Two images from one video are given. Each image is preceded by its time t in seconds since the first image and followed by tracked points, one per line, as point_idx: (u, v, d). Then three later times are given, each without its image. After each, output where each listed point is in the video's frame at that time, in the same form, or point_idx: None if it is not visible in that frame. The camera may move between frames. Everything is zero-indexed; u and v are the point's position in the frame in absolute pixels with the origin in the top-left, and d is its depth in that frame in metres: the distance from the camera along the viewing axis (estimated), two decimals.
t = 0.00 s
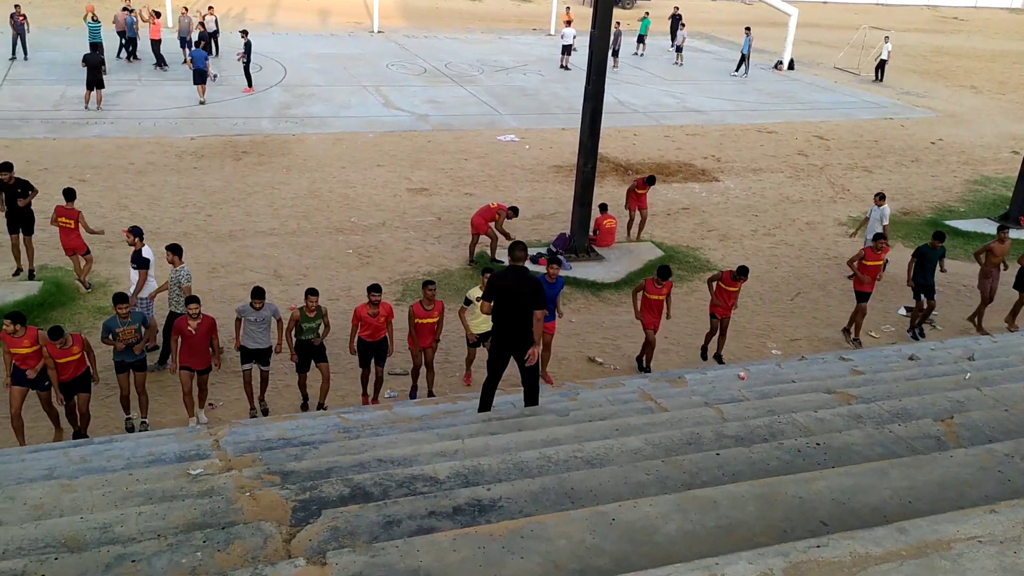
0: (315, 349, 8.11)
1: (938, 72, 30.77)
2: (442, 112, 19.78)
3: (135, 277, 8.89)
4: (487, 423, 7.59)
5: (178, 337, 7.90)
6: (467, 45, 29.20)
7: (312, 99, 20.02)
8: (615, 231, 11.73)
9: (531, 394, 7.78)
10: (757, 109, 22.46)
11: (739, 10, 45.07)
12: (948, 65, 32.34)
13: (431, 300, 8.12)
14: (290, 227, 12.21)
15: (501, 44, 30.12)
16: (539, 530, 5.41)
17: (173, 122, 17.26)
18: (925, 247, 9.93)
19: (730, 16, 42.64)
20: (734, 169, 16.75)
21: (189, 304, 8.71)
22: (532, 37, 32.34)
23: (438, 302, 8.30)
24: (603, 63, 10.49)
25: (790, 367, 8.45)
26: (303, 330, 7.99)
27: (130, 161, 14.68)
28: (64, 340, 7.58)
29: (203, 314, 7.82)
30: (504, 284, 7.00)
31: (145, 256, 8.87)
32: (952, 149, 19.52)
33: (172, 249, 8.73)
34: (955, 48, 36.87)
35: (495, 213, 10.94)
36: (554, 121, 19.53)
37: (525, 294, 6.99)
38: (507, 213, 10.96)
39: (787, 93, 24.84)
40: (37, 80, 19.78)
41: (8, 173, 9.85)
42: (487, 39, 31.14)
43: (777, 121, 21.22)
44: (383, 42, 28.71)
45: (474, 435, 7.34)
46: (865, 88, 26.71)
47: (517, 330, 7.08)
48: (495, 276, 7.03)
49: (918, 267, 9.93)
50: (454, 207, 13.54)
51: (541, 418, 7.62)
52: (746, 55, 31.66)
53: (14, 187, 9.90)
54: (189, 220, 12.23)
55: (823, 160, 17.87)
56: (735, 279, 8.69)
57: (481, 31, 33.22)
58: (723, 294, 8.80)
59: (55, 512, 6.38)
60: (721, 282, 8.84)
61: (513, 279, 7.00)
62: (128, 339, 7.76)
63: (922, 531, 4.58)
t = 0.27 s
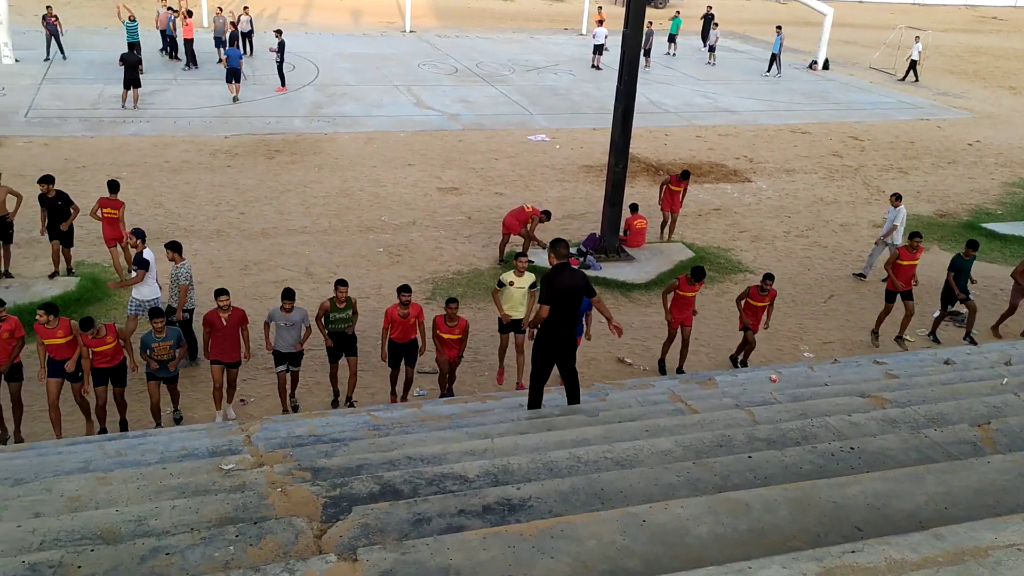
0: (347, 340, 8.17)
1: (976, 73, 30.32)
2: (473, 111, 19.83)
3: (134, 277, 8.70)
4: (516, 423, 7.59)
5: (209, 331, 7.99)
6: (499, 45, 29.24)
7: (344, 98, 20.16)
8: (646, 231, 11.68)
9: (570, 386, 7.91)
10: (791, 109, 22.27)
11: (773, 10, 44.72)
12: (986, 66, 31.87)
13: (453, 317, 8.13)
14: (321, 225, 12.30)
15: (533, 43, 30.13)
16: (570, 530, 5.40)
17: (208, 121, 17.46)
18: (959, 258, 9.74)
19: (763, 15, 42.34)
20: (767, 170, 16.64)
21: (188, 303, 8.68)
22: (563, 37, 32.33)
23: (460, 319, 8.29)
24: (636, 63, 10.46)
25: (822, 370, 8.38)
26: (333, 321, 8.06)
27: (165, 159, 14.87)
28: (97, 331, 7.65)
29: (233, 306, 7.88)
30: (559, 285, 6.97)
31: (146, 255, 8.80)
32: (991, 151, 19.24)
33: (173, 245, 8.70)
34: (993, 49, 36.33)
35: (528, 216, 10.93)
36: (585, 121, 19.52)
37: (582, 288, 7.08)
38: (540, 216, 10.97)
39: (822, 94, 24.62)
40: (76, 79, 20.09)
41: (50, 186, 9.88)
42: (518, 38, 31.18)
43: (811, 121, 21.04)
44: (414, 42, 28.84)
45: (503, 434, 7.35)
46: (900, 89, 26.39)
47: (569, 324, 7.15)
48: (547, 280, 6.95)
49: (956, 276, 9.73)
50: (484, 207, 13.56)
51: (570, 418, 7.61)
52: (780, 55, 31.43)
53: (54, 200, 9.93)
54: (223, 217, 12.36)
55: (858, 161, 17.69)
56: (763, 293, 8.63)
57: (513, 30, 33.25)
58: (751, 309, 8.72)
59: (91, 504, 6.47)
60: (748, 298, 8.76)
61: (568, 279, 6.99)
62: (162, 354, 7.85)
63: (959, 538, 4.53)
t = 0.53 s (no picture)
0: (381, 345, 8.21)
1: (1021, 72, 29.72)
2: (507, 110, 19.85)
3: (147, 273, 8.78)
4: (550, 422, 7.59)
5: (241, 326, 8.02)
6: (534, 45, 29.23)
7: (379, 98, 20.28)
8: (681, 231, 11.61)
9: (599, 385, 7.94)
10: (829, 109, 21.99)
11: (811, 8, 44.20)
12: None
13: (485, 299, 8.13)
14: (356, 224, 12.39)
15: (568, 43, 30.09)
16: (604, 530, 5.40)
17: (245, 120, 17.66)
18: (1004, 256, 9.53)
19: (801, 14, 41.89)
20: (804, 170, 16.46)
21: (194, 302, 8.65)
22: (599, 36, 32.24)
23: (491, 302, 8.29)
24: (672, 62, 10.41)
25: (860, 374, 8.28)
26: (369, 325, 8.10)
27: (203, 158, 15.07)
28: (137, 324, 7.74)
29: (265, 299, 7.96)
30: (603, 286, 6.94)
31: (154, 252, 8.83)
32: None
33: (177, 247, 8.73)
34: None
35: (565, 218, 10.91)
36: (619, 121, 19.45)
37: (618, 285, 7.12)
38: (575, 219, 10.96)
39: (861, 93, 24.30)
40: (117, 79, 20.43)
41: (93, 169, 10.07)
42: (553, 38, 31.15)
43: (850, 121, 20.78)
44: (450, 41, 28.94)
45: (536, 434, 7.35)
46: (941, 89, 25.95)
47: (609, 322, 7.18)
48: (592, 283, 6.89)
49: (995, 276, 9.59)
50: (518, 206, 13.56)
51: (603, 419, 7.60)
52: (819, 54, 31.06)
53: (96, 183, 10.14)
54: (259, 216, 12.50)
55: (898, 162, 17.43)
56: (801, 284, 8.61)
57: (548, 30, 33.23)
58: (790, 301, 8.69)
59: (130, 497, 6.58)
60: (786, 290, 8.74)
61: (610, 278, 6.98)
62: (197, 334, 7.95)
63: (1002, 545, 4.44)
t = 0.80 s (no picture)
0: (410, 340, 8.25)
1: None
2: (537, 110, 19.86)
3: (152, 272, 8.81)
4: (578, 422, 7.57)
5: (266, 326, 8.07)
6: (564, 44, 29.19)
7: (410, 97, 20.38)
8: (711, 232, 11.55)
9: (623, 385, 7.89)
10: (863, 109, 21.73)
11: (845, 7, 43.70)
12: None
13: (513, 310, 8.09)
14: (386, 223, 12.46)
15: (598, 42, 30.03)
16: (633, 531, 5.37)
17: (277, 120, 17.82)
18: None
19: (834, 13, 41.45)
20: (837, 170, 16.29)
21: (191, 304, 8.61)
22: (629, 36, 32.13)
23: (519, 310, 8.27)
24: (703, 61, 10.35)
25: (894, 377, 8.18)
26: (399, 319, 8.18)
27: (235, 157, 15.22)
28: (172, 322, 7.83)
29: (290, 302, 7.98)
30: (621, 287, 6.86)
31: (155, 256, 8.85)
32: None
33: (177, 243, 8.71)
34: None
35: (593, 218, 10.90)
36: (650, 121, 19.38)
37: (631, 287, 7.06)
38: (604, 219, 10.93)
39: (896, 93, 24.00)
40: (152, 79, 20.70)
41: (133, 183, 10.22)
42: (584, 37, 31.10)
43: (884, 121, 20.52)
44: (480, 41, 29.00)
45: (564, 434, 7.33)
46: (978, 88, 25.55)
47: (628, 324, 7.11)
48: (610, 287, 6.79)
49: None
50: (547, 206, 13.55)
51: (631, 420, 7.56)
52: (853, 53, 30.71)
53: (134, 197, 10.32)
54: (290, 214, 12.61)
55: (933, 162, 17.19)
56: (831, 294, 8.48)
57: (578, 29, 33.19)
58: (820, 310, 8.57)
59: (162, 492, 6.66)
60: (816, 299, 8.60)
61: (626, 278, 6.90)
62: (229, 340, 8.03)
63: None
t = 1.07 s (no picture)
0: (436, 339, 8.27)
1: None
2: (564, 110, 19.85)
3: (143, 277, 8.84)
4: (603, 424, 7.56)
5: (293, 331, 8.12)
6: (592, 44, 29.14)
7: (437, 97, 20.44)
8: (739, 233, 11.46)
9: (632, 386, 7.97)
10: (894, 109, 21.51)
11: (875, 6, 43.25)
12: None
13: (543, 302, 8.12)
14: (413, 222, 12.50)
15: (626, 42, 29.96)
16: (660, 533, 5.35)
17: (305, 119, 17.95)
18: None
19: (864, 12, 41.05)
20: (867, 171, 16.13)
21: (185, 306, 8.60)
22: (658, 35, 32.01)
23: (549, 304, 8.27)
24: (732, 61, 10.30)
25: (925, 381, 8.09)
26: (425, 322, 8.20)
27: (264, 156, 15.34)
28: (203, 320, 7.99)
29: (315, 308, 7.98)
30: (625, 288, 6.86)
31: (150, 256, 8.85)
32: None
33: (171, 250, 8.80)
34: None
35: (619, 218, 10.87)
36: (677, 121, 19.31)
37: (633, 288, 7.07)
38: (631, 219, 10.88)
39: (928, 93, 23.72)
40: (182, 79, 20.92)
41: (163, 165, 10.30)
42: (612, 37, 31.03)
43: (915, 122, 20.30)
44: (507, 41, 29.02)
45: (590, 435, 7.33)
46: (1012, 88, 25.19)
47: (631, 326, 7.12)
48: (615, 288, 6.78)
49: None
50: (573, 206, 13.54)
51: (657, 421, 7.54)
52: (883, 52, 30.40)
53: (165, 179, 10.40)
54: (318, 213, 12.69)
55: (965, 163, 16.97)
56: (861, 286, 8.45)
57: (606, 29, 33.13)
58: (849, 301, 8.53)
59: (191, 488, 6.73)
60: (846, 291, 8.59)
61: (628, 278, 6.90)
62: (257, 329, 8.09)
63: None
